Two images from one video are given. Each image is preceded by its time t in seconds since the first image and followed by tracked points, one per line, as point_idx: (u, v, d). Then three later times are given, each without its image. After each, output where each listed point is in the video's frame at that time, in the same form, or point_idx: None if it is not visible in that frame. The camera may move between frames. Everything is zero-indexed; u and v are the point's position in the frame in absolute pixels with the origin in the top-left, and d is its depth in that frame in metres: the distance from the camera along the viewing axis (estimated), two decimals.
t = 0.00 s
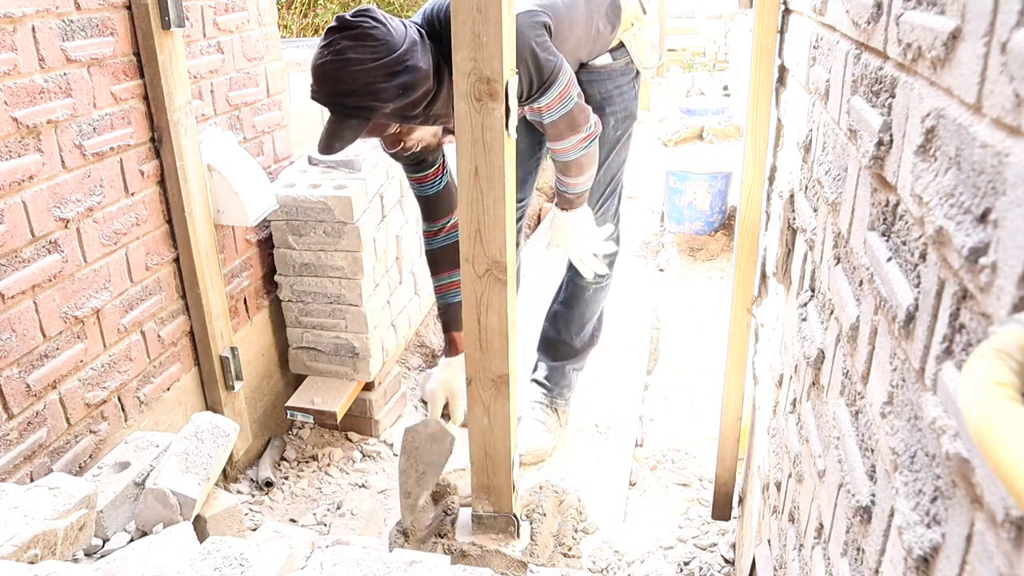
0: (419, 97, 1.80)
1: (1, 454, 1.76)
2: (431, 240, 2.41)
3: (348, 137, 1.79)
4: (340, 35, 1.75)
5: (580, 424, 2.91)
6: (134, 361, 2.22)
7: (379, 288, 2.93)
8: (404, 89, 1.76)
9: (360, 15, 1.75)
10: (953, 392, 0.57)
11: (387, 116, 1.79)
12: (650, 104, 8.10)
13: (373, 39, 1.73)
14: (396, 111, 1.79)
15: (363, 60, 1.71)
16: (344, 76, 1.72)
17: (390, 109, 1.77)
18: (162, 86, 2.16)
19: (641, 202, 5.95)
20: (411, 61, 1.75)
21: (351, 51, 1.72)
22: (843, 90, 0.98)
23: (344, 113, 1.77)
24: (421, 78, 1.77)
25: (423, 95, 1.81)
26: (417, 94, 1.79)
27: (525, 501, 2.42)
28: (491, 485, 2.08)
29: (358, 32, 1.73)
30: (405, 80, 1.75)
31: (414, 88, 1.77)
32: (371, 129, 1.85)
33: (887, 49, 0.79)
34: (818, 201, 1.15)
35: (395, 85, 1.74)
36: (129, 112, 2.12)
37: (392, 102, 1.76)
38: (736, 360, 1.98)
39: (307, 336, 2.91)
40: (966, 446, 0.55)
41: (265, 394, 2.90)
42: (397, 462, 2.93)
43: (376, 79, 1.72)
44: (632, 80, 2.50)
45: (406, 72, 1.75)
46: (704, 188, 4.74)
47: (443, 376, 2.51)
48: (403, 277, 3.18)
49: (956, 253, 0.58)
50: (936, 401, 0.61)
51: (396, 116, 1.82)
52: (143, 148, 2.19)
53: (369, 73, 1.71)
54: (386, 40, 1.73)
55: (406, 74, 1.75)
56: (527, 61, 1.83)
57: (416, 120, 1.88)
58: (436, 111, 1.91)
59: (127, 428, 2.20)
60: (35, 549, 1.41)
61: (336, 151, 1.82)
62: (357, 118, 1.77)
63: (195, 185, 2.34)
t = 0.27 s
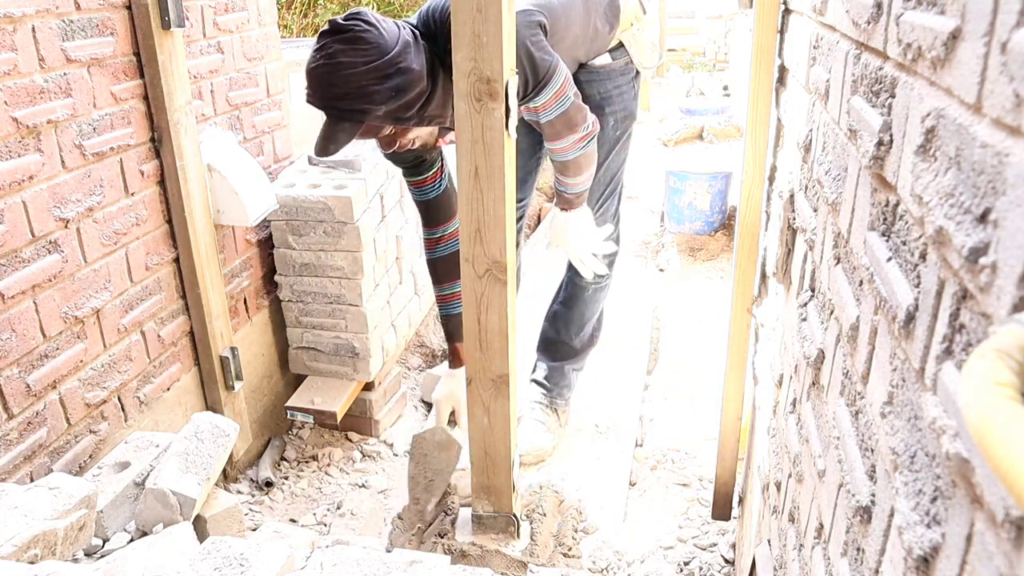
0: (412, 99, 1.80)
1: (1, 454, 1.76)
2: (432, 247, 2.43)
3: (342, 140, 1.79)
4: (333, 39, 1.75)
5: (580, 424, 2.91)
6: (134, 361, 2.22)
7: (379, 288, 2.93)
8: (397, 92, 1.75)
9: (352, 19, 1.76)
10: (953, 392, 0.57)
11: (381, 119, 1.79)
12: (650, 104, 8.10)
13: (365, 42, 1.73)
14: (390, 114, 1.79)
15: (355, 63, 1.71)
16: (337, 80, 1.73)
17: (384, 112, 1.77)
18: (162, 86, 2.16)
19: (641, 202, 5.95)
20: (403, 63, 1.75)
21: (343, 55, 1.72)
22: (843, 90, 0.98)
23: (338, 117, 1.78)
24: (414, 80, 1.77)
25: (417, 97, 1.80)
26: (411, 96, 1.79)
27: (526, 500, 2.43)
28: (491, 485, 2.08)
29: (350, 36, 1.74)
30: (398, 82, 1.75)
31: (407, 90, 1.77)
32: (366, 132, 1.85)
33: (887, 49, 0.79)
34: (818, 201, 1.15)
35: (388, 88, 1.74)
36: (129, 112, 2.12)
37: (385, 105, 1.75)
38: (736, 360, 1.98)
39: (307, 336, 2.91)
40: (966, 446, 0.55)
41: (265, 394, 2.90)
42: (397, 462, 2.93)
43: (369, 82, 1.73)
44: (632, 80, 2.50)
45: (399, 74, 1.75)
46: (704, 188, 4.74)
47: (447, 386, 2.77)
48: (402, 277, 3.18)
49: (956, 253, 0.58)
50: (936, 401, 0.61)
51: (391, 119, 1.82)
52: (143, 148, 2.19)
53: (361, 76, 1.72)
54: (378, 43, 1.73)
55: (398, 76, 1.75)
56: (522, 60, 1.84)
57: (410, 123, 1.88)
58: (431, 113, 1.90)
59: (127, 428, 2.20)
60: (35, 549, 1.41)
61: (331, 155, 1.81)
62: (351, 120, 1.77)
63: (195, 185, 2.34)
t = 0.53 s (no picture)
0: (415, 103, 1.80)
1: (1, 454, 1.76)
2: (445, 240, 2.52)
3: (345, 144, 1.80)
4: (335, 44, 1.75)
5: (580, 424, 2.91)
6: (134, 361, 2.22)
7: (379, 288, 2.93)
8: (400, 96, 1.76)
9: (354, 23, 1.75)
10: (953, 392, 0.57)
11: (385, 123, 1.80)
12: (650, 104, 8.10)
13: (367, 47, 1.72)
14: (393, 118, 1.80)
15: (357, 69, 1.71)
16: (339, 85, 1.73)
17: (387, 116, 1.78)
18: (162, 86, 2.16)
19: (642, 202, 5.95)
20: (406, 67, 1.74)
21: (345, 60, 1.72)
22: (843, 90, 0.98)
23: (341, 122, 1.79)
24: (417, 84, 1.76)
25: (420, 99, 1.80)
26: (414, 100, 1.79)
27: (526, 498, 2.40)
28: (491, 485, 2.08)
29: (352, 41, 1.73)
30: (401, 86, 1.75)
31: (410, 95, 1.77)
32: (370, 136, 1.86)
33: (886, 49, 0.79)
34: (818, 201, 1.15)
35: (391, 92, 1.74)
36: (129, 112, 2.12)
37: (388, 109, 1.76)
38: (736, 360, 1.98)
39: (307, 336, 2.91)
40: (966, 446, 0.55)
41: (265, 394, 2.90)
42: (397, 462, 2.92)
43: (371, 87, 1.73)
44: (631, 80, 2.50)
45: (402, 79, 1.74)
46: (704, 188, 4.74)
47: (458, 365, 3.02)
48: (402, 277, 3.18)
49: (956, 253, 0.58)
50: (936, 401, 0.61)
51: (394, 123, 1.83)
52: (143, 148, 2.19)
53: (364, 81, 1.72)
54: (380, 47, 1.72)
55: (401, 81, 1.75)
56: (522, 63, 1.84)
57: (414, 125, 1.88)
58: (434, 115, 1.91)
59: (127, 428, 2.20)
60: (35, 549, 1.41)
61: (335, 158, 1.84)
62: (354, 125, 1.78)
63: (195, 185, 2.34)
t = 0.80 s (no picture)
0: (414, 103, 1.80)
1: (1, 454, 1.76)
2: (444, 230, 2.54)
3: (345, 146, 1.80)
4: (332, 46, 1.75)
5: (580, 424, 2.91)
6: (134, 361, 2.21)
7: (379, 288, 2.94)
8: (399, 96, 1.75)
9: (351, 24, 1.75)
10: (953, 392, 0.57)
11: (384, 124, 1.79)
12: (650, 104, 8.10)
13: (364, 48, 1.72)
14: (392, 118, 1.79)
15: (355, 70, 1.71)
16: (337, 87, 1.73)
17: (386, 117, 1.77)
18: (162, 86, 2.16)
19: (641, 202, 5.95)
20: (403, 67, 1.74)
21: (343, 62, 1.72)
22: (843, 90, 0.98)
23: (340, 124, 1.79)
24: (415, 84, 1.76)
25: (419, 100, 1.80)
26: (412, 100, 1.78)
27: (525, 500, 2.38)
28: (491, 485, 2.08)
29: (349, 43, 1.73)
30: (399, 86, 1.74)
31: (408, 94, 1.76)
32: (370, 137, 1.86)
33: (886, 49, 0.79)
34: (818, 200, 1.15)
35: (390, 92, 1.74)
36: (129, 112, 2.12)
37: (388, 110, 1.76)
38: (736, 360, 1.98)
39: (307, 336, 2.91)
40: (966, 446, 0.55)
41: (265, 394, 2.90)
42: (397, 461, 2.92)
43: (369, 88, 1.72)
44: (631, 81, 2.51)
45: (399, 79, 1.74)
46: (704, 188, 4.74)
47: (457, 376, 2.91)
48: (402, 277, 3.18)
49: (956, 253, 0.58)
50: (936, 401, 0.61)
51: (393, 123, 1.82)
52: (143, 148, 2.19)
53: (362, 83, 1.72)
54: (377, 48, 1.72)
55: (400, 80, 1.74)
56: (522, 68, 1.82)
57: (413, 125, 1.88)
58: (432, 115, 1.91)
59: (127, 428, 2.20)
60: (35, 549, 1.41)
61: (334, 161, 1.84)
62: (353, 127, 1.78)
63: (195, 185, 2.34)
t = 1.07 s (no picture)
0: (413, 89, 1.80)
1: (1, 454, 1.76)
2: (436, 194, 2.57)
3: (343, 132, 1.78)
4: (330, 31, 1.75)
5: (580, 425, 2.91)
6: (134, 361, 2.21)
7: (379, 288, 2.94)
8: (399, 81, 1.76)
9: (348, 10, 1.76)
10: (953, 391, 0.57)
11: (385, 110, 1.78)
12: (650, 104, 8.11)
13: (363, 32, 1.73)
14: (392, 105, 1.79)
15: (355, 53, 1.71)
16: (337, 71, 1.73)
17: (386, 103, 1.77)
18: (162, 86, 2.16)
19: (642, 202, 5.95)
20: (402, 53, 1.76)
21: (342, 46, 1.72)
22: (843, 90, 0.98)
23: (340, 109, 1.77)
24: (414, 69, 1.77)
25: (417, 87, 1.81)
26: (412, 86, 1.79)
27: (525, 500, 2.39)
28: (491, 485, 2.08)
29: (347, 27, 1.74)
30: (399, 71, 1.75)
31: (408, 79, 1.77)
32: (369, 126, 1.84)
33: (886, 49, 0.79)
34: (818, 201, 1.15)
35: (389, 77, 1.74)
36: (129, 112, 2.12)
37: (388, 95, 1.75)
38: (736, 360, 1.98)
39: (306, 336, 2.91)
40: (966, 446, 0.55)
41: (265, 394, 2.90)
42: (397, 461, 2.91)
43: (369, 72, 1.73)
44: (630, 81, 2.51)
45: (399, 63, 1.75)
46: (704, 188, 4.74)
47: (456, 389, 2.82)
48: (402, 277, 3.18)
49: (956, 253, 0.58)
50: (936, 401, 0.61)
51: (393, 110, 1.81)
52: (143, 148, 2.19)
53: (362, 66, 1.72)
54: (375, 33, 1.74)
55: (399, 65, 1.75)
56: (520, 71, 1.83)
57: (413, 115, 1.88)
58: (431, 106, 1.90)
59: (127, 428, 2.19)
60: (35, 549, 1.41)
61: (334, 149, 1.81)
62: (353, 112, 1.76)
63: (195, 185, 2.34)
